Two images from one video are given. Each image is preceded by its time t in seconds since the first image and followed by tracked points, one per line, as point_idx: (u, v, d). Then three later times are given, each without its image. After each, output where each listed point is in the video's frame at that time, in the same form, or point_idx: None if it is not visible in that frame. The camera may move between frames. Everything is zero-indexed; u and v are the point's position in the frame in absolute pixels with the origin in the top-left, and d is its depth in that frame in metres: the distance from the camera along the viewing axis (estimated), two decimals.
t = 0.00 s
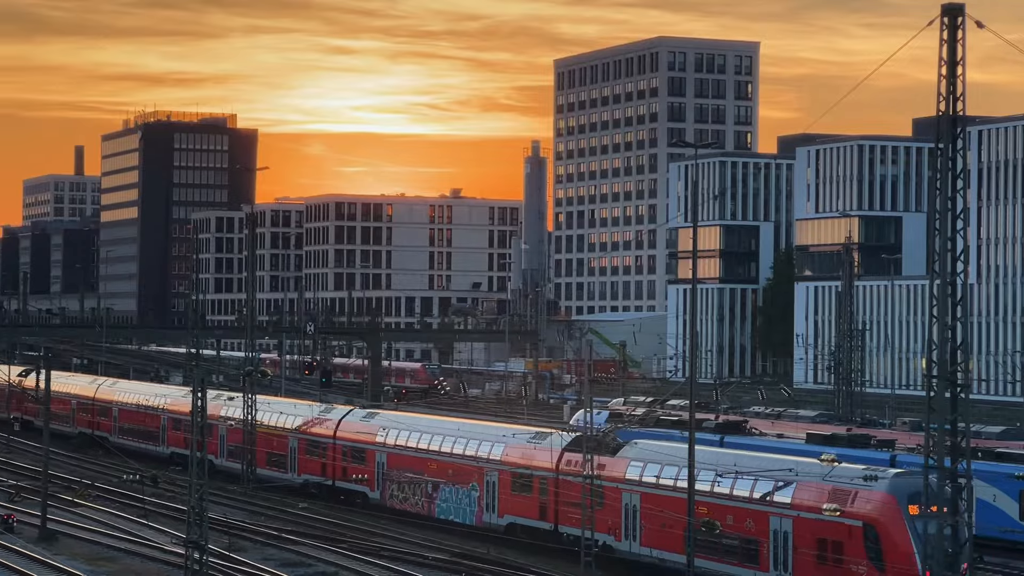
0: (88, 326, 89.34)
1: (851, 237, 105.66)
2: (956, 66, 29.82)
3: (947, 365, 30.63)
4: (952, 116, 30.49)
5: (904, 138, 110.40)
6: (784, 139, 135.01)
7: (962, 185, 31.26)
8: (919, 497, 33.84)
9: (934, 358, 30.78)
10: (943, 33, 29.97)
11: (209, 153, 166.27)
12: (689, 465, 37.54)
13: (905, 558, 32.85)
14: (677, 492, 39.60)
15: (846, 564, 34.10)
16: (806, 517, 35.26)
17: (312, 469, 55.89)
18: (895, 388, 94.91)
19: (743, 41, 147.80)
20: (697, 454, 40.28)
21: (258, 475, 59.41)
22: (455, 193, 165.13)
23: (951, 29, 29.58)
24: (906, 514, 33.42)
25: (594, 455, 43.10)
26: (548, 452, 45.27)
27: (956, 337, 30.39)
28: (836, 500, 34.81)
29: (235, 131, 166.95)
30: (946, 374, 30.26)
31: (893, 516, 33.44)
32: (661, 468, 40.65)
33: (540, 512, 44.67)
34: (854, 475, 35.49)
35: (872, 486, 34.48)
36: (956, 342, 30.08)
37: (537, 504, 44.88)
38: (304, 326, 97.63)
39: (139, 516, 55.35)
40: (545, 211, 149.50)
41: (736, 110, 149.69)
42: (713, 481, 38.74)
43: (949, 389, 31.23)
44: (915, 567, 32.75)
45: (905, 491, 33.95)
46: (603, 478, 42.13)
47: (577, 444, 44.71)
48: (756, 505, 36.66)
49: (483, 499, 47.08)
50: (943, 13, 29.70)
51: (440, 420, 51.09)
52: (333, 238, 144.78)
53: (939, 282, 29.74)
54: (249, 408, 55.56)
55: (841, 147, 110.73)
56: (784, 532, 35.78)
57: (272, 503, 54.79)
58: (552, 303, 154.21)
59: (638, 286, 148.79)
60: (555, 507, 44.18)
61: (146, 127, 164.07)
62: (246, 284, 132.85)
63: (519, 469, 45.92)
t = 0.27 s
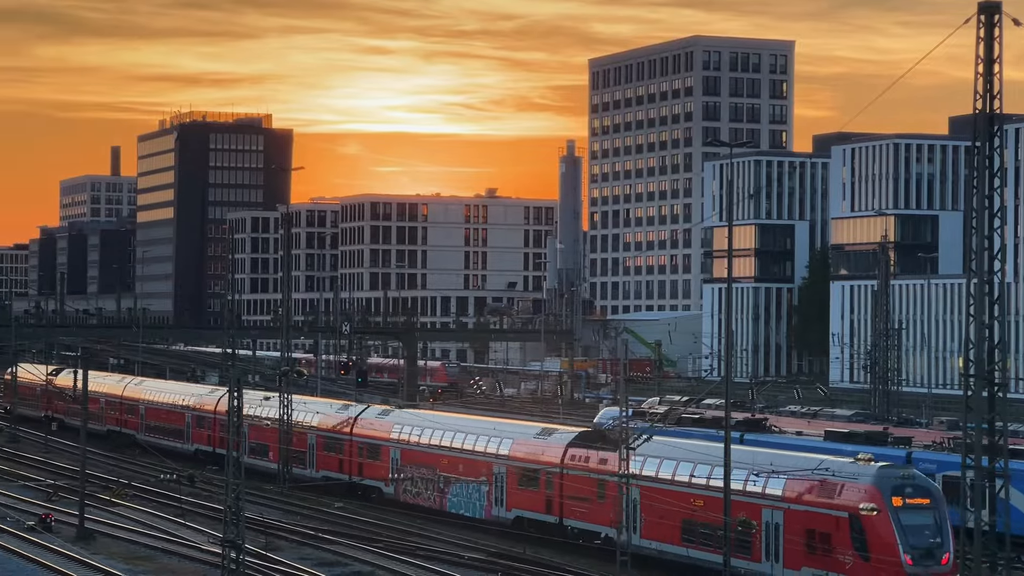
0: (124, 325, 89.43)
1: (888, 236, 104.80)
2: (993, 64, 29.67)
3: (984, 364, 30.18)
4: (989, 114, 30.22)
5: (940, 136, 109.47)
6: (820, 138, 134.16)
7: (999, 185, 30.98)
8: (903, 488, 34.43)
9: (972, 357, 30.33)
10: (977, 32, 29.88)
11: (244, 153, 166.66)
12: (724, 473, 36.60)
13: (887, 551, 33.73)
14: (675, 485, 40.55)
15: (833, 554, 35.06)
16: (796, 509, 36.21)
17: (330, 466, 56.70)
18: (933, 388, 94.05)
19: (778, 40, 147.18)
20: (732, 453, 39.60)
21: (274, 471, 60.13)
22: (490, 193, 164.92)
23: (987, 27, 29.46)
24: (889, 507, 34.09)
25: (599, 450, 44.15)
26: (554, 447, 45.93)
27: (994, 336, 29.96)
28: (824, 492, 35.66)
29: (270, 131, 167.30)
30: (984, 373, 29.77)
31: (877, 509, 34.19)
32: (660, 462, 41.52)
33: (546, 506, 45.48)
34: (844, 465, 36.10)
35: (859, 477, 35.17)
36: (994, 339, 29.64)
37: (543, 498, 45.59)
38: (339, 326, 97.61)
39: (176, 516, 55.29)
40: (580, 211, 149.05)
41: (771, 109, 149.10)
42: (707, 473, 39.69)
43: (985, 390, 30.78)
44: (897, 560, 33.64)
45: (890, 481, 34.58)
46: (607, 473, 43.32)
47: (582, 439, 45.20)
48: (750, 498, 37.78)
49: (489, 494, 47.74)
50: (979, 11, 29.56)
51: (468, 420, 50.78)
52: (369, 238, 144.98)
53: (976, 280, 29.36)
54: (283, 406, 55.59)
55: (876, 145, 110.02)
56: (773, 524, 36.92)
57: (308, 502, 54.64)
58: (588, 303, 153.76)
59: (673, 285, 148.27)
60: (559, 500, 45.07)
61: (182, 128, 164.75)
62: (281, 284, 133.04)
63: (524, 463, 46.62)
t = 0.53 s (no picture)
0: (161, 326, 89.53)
1: (922, 236, 103.99)
2: None
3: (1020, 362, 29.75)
4: None
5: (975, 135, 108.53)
6: (854, 138, 133.33)
7: None
8: (888, 481, 35.69)
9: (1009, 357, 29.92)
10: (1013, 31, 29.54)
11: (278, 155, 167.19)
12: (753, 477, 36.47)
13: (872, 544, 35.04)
14: (674, 481, 41.66)
15: (823, 545, 36.43)
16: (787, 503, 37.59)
17: (347, 464, 57.70)
18: (969, 388, 93.29)
19: (811, 40, 146.49)
20: (766, 453, 39.59)
21: (293, 468, 61.02)
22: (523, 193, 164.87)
23: None
24: (874, 500, 35.39)
25: (602, 447, 45.19)
26: (559, 443, 46.84)
27: None
28: (814, 487, 37.08)
29: (304, 132, 167.62)
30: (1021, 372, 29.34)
31: (863, 502, 35.52)
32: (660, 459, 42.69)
33: (551, 502, 46.47)
34: (832, 460, 37.43)
35: (846, 471, 36.50)
36: None
37: (548, 494, 46.60)
38: (374, 326, 97.64)
39: (211, 516, 55.40)
40: (614, 211, 148.82)
41: (804, 109, 148.35)
42: (705, 470, 40.78)
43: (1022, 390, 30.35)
44: (882, 552, 34.96)
45: (875, 475, 35.87)
46: (609, 469, 44.37)
47: (587, 436, 46.27)
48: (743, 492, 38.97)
49: (495, 490, 48.93)
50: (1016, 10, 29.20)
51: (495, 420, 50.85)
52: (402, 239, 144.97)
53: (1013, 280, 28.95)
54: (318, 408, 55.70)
55: (912, 145, 108.89)
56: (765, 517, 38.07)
57: (344, 503, 54.55)
58: (621, 303, 153.29)
59: (707, 285, 147.79)
60: (563, 496, 46.04)
61: (216, 129, 165.54)
62: (315, 285, 133.25)
63: (527, 458, 47.70)
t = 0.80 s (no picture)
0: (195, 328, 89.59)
1: (958, 235, 103.09)
2: None
3: None
4: None
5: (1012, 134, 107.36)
6: (889, 137, 132.33)
7: None
8: (876, 476, 36.78)
9: None
10: None
11: (312, 156, 167.47)
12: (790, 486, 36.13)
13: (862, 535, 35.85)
14: (672, 476, 42.84)
15: (812, 539, 37.22)
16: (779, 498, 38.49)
17: (365, 461, 58.50)
18: (1006, 389, 92.30)
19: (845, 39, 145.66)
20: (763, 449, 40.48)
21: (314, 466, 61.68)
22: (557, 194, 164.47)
23: None
24: (863, 493, 36.36)
25: (606, 443, 46.21)
26: (566, 439, 47.80)
27: None
28: (804, 480, 37.99)
29: (337, 133, 167.75)
30: None
31: (852, 495, 36.47)
32: (660, 454, 43.82)
33: (557, 497, 47.38)
34: (823, 455, 38.43)
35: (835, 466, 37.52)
36: None
37: (554, 489, 47.55)
38: (407, 328, 97.45)
39: (246, 517, 55.36)
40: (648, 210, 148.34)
41: (839, 109, 147.46)
42: (706, 464, 41.82)
43: None
44: (871, 542, 35.82)
45: (864, 470, 36.90)
46: (612, 465, 45.39)
47: (592, 432, 47.35)
48: (738, 486, 40.14)
49: (502, 484, 50.04)
50: None
51: (517, 419, 51.05)
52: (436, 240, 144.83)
53: None
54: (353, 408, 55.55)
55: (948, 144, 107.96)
56: (760, 510, 39.26)
57: (378, 505, 54.29)
58: (654, 304, 152.64)
59: (741, 285, 147.07)
60: (569, 491, 46.88)
61: (249, 130, 165.77)
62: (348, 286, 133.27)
63: (533, 453, 48.77)
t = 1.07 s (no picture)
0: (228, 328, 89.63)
1: (992, 234, 102.25)
2: None
3: None
4: None
5: None
6: (922, 135, 131.50)
7: None
8: (864, 469, 37.81)
9: None
10: None
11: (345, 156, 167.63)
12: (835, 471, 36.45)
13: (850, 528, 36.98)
14: (673, 471, 43.54)
15: (804, 531, 38.33)
16: (774, 491, 39.53)
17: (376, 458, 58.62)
18: None
19: (879, 38, 144.75)
20: (761, 445, 41.22)
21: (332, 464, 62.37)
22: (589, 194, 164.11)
23: None
24: (852, 486, 37.41)
25: (609, 439, 46.89)
26: (571, 437, 48.51)
27: None
28: (797, 474, 38.98)
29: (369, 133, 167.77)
30: None
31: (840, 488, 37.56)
32: (661, 450, 44.52)
33: (565, 492, 48.15)
34: (816, 450, 39.36)
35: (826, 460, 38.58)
36: None
37: (561, 484, 48.35)
38: (439, 328, 97.31)
39: (278, 517, 55.26)
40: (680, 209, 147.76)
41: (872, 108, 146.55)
42: (703, 460, 42.63)
43: None
44: (859, 535, 36.98)
45: (852, 464, 37.95)
46: (614, 460, 46.06)
47: (597, 429, 48.00)
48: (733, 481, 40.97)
49: (512, 480, 50.75)
50: None
51: (527, 417, 51.93)
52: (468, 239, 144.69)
53: None
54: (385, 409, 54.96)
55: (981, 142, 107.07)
56: (755, 503, 40.15)
57: (410, 505, 54.04)
58: (687, 303, 151.99)
59: (773, 285, 146.34)
60: (574, 486, 47.70)
61: (280, 131, 166.08)
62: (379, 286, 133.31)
63: (541, 450, 49.47)
